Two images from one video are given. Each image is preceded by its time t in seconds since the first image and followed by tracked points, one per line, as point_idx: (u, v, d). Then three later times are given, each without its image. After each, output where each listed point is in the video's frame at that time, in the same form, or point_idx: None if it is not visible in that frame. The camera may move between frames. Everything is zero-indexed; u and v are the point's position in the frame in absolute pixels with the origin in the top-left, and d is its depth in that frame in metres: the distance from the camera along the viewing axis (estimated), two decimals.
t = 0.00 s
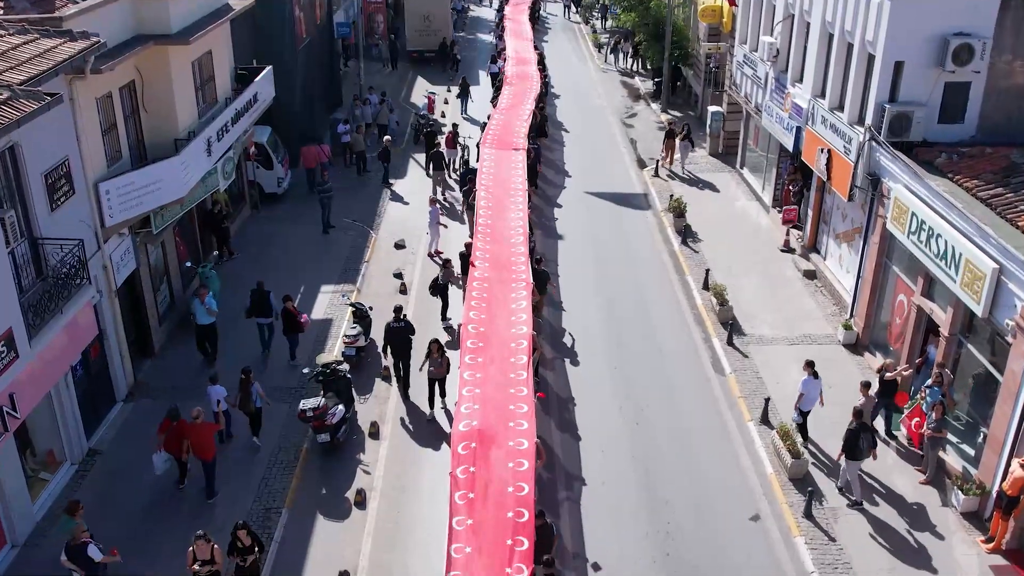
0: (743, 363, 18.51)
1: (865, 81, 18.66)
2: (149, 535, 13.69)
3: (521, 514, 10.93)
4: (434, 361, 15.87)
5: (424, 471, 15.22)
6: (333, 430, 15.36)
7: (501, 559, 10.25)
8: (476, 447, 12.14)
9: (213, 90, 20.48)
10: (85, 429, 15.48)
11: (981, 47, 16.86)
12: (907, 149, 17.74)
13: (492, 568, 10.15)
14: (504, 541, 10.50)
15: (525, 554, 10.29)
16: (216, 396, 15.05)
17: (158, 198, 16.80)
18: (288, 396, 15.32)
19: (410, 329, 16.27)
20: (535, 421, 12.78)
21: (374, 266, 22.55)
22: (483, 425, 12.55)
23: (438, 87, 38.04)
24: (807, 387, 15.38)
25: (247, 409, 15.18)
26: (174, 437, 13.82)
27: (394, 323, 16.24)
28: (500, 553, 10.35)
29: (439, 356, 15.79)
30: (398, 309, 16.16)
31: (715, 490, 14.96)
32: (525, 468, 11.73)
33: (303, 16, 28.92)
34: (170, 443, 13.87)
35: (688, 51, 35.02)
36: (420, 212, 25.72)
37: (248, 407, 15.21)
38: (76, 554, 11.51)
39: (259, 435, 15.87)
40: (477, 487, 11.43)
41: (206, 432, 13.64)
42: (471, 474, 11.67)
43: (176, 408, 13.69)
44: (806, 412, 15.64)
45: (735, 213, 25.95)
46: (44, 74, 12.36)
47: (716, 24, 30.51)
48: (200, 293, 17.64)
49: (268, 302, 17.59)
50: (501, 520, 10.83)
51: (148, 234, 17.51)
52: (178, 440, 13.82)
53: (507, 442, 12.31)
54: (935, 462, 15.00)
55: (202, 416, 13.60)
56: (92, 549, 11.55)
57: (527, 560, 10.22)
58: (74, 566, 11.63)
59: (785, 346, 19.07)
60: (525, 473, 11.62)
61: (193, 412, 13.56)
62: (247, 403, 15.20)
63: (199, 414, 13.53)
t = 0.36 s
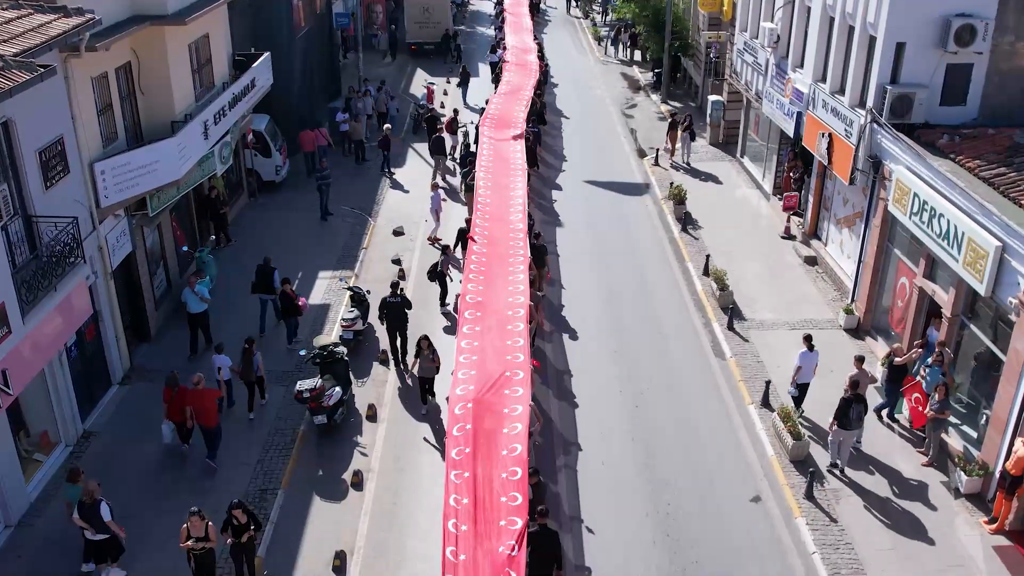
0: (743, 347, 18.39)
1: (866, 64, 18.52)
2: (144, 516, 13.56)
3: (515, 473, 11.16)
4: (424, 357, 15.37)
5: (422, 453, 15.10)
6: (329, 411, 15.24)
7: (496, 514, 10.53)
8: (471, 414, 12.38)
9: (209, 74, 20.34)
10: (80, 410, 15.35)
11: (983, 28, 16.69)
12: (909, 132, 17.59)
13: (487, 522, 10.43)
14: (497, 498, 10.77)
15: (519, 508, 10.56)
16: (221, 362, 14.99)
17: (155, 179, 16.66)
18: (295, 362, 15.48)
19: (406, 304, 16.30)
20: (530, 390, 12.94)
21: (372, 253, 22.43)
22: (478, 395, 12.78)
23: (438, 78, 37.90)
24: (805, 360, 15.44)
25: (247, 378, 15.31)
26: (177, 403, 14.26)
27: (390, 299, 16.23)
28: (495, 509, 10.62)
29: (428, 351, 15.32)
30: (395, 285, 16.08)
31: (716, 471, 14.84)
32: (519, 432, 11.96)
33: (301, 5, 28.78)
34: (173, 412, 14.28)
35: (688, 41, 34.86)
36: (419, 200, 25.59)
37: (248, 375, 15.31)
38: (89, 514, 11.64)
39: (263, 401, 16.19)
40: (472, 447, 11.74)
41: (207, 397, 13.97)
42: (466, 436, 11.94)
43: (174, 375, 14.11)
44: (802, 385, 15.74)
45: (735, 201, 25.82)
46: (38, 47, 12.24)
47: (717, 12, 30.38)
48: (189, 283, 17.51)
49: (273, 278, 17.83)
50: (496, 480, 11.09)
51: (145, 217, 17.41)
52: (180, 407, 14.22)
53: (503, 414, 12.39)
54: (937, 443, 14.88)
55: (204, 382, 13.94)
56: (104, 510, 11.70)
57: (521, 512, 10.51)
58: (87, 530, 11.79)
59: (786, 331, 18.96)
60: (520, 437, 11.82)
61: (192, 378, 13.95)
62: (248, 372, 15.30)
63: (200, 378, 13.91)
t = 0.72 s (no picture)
0: (744, 331, 18.27)
1: (867, 45, 18.38)
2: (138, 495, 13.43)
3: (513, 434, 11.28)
4: (419, 356, 14.44)
5: (419, 434, 14.97)
6: (326, 391, 15.11)
7: (495, 466, 10.66)
8: (472, 375, 12.47)
9: (206, 57, 20.18)
10: (75, 391, 15.20)
11: (985, 8, 16.50)
12: (910, 113, 17.44)
13: (485, 474, 10.54)
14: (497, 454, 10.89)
15: (518, 465, 10.70)
16: (223, 331, 14.94)
17: (151, 159, 16.52)
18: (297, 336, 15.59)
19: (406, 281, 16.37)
20: (529, 359, 13.02)
21: (371, 238, 22.31)
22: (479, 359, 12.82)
23: (437, 69, 37.78)
24: (801, 332, 15.61)
25: (251, 345, 15.44)
26: (181, 368, 14.13)
27: (389, 274, 16.27)
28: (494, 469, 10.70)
29: (423, 350, 14.41)
30: (395, 263, 16.08)
31: (716, 453, 14.70)
32: (519, 395, 12.08)
33: None
34: (176, 377, 14.13)
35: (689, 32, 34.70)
36: (418, 187, 25.46)
37: (252, 343, 15.46)
38: (108, 475, 11.80)
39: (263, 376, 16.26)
40: (472, 408, 11.80)
41: (212, 362, 13.97)
42: (467, 393, 12.04)
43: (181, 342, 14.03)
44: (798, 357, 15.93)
45: (735, 188, 25.70)
46: (31, 19, 12.09)
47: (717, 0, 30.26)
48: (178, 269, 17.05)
49: (279, 248, 17.94)
50: (495, 436, 11.22)
51: (141, 198, 17.32)
52: (184, 373, 14.09)
53: (503, 384, 12.38)
54: (939, 423, 14.76)
55: (209, 348, 13.90)
56: (123, 472, 11.89)
57: (520, 467, 10.68)
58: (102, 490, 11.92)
59: (786, 314, 18.85)
60: (519, 402, 11.92)
61: (199, 345, 13.85)
62: (252, 339, 15.46)
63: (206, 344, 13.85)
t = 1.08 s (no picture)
0: (745, 314, 18.19)
1: (869, 28, 18.29)
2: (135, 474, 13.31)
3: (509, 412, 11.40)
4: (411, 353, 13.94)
5: (419, 414, 14.85)
6: (325, 371, 15.00)
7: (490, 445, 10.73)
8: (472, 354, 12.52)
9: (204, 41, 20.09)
10: (72, 372, 15.10)
11: None
12: (913, 94, 17.34)
13: (483, 454, 10.62)
14: (493, 434, 10.98)
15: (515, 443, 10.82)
16: (227, 298, 15.50)
17: (148, 139, 16.42)
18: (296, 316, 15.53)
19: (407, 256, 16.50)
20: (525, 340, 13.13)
21: (370, 225, 22.20)
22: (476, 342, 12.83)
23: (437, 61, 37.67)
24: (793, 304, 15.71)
25: (253, 314, 15.81)
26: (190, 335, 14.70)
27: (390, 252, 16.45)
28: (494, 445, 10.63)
29: (416, 348, 13.88)
30: (395, 238, 16.30)
31: (718, 432, 14.59)
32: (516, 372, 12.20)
33: None
34: (184, 343, 14.72)
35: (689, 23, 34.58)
36: (417, 175, 25.34)
37: (255, 312, 15.81)
38: (121, 437, 11.99)
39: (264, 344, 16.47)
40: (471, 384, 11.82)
41: (218, 329, 14.17)
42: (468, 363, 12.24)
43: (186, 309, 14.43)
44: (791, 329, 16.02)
45: (736, 176, 25.58)
46: None
47: None
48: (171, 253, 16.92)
49: (284, 223, 18.30)
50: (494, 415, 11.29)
51: (138, 178, 17.16)
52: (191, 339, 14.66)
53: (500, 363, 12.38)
54: (943, 404, 14.64)
55: (215, 316, 14.15)
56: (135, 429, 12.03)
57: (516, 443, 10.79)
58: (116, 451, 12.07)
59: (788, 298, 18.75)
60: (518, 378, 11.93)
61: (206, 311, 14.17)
62: (255, 308, 15.83)
63: (212, 313, 14.13)
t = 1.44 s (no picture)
0: (747, 322, 18.08)
1: (870, 35, 18.29)
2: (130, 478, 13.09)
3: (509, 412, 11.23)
4: (405, 375, 13.37)
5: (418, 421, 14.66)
6: (323, 377, 14.82)
7: (492, 446, 10.50)
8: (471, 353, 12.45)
9: (205, 50, 20.11)
10: (69, 377, 14.95)
11: None
12: (914, 101, 17.31)
13: (481, 453, 10.41)
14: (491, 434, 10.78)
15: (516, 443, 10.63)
16: (232, 293, 15.77)
17: (146, 145, 16.34)
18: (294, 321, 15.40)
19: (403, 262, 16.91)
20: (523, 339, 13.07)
21: (369, 235, 22.11)
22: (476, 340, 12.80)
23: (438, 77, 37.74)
24: (791, 303, 15.82)
25: (256, 311, 16.01)
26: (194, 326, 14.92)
27: (389, 256, 16.81)
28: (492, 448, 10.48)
29: (410, 368, 13.25)
30: (393, 241, 16.71)
31: (720, 438, 14.39)
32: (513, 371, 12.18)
33: None
34: (187, 338, 14.96)
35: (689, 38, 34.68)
36: (417, 187, 25.29)
37: (258, 308, 16.00)
38: (124, 423, 12.13)
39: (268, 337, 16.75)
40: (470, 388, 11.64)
41: (222, 323, 14.37)
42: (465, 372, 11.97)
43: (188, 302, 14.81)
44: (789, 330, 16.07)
45: (737, 188, 25.52)
46: None
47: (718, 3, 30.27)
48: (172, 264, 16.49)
49: (288, 226, 18.96)
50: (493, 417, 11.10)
51: (138, 185, 17.11)
52: (193, 332, 14.94)
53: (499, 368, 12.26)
54: (948, 409, 14.46)
55: (218, 308, 14.40)
56: (140, 417, 12.14)
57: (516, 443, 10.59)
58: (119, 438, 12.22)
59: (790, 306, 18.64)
60: (515, 380, 11.81)
61: (209, 304, 14.44)
62: (256, 305, 15.99)
63: (215, 305, 14.38)
